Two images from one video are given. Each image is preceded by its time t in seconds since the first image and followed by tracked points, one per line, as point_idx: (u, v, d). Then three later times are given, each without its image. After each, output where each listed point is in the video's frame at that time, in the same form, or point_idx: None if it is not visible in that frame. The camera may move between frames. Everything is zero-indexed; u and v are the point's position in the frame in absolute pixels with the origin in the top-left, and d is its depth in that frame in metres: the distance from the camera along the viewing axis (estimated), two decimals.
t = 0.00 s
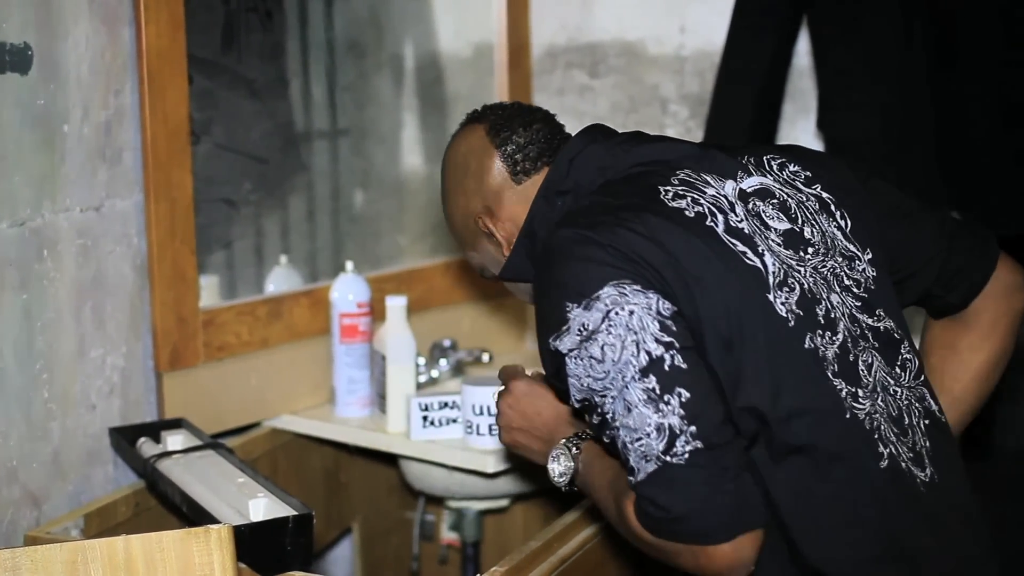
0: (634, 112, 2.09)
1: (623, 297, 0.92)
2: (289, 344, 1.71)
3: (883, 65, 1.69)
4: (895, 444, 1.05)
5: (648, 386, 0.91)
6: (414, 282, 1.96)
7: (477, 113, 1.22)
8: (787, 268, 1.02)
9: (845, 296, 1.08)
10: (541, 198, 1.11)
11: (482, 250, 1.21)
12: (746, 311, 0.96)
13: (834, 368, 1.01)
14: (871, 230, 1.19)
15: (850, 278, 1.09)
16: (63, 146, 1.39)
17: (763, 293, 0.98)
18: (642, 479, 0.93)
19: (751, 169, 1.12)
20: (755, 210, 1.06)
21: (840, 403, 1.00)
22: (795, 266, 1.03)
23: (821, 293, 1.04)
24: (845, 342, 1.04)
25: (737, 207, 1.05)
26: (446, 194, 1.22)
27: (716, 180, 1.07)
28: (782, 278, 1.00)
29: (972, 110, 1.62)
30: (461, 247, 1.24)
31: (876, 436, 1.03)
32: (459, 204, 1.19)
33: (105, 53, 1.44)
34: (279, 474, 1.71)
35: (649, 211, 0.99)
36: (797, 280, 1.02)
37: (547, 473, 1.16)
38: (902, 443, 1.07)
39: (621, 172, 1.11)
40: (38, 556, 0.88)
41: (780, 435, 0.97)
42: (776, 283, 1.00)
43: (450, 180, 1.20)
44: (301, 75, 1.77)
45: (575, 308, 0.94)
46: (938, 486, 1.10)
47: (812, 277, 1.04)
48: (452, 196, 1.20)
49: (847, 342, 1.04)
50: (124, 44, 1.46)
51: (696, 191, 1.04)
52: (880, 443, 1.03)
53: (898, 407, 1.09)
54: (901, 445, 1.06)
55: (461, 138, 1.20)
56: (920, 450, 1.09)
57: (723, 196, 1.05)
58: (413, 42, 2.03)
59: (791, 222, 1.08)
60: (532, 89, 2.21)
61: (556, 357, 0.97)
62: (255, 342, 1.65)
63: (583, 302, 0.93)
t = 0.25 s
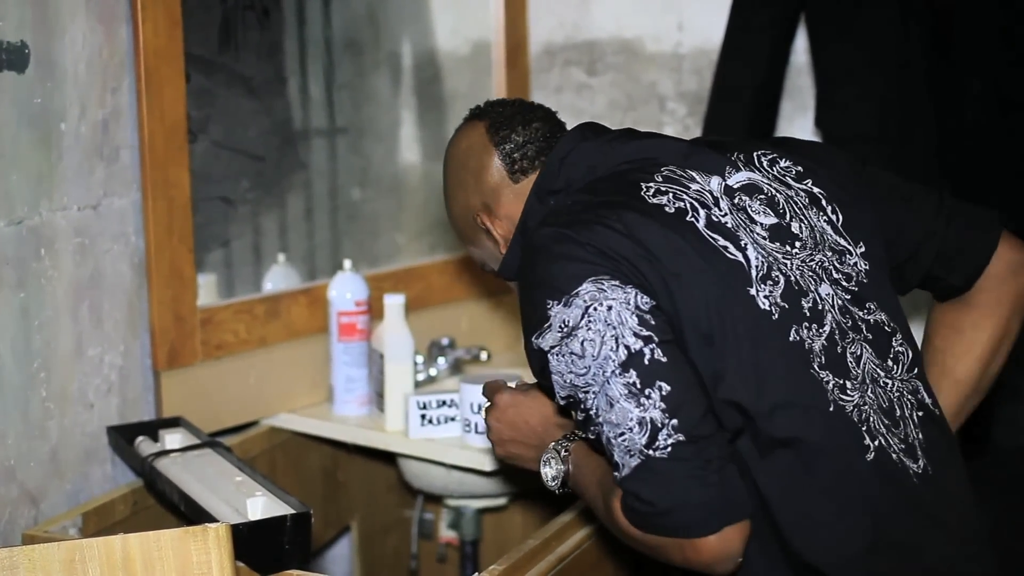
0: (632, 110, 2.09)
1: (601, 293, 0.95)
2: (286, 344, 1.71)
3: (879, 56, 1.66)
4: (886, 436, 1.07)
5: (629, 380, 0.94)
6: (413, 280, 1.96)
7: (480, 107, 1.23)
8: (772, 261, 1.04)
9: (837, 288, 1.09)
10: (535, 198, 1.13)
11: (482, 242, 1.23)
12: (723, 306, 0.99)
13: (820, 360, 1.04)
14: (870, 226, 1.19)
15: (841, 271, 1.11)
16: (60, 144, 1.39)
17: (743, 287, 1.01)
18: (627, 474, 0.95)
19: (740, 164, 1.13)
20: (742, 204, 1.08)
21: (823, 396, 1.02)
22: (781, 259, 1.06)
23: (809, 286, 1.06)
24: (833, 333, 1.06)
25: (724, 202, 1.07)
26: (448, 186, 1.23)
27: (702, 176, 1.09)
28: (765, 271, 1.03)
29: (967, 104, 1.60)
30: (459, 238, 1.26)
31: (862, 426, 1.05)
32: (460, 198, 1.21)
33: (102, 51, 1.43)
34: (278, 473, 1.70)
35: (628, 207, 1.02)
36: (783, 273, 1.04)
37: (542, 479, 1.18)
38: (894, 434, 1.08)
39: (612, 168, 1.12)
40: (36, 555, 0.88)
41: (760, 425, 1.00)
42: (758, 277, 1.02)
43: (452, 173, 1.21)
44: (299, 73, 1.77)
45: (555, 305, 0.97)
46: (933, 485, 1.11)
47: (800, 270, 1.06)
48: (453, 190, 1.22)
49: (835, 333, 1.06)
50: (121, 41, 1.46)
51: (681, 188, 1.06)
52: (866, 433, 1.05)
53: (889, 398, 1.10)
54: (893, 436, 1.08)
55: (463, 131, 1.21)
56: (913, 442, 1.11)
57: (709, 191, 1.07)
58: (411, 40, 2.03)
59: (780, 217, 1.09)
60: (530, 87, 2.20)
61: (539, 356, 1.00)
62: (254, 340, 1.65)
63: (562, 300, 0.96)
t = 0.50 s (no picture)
0: (630, 109, 2.09)
1: (586, 294, 0.95)
2: (284, 342, 1.71)
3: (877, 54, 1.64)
4: (877, 431, 1.07)
5: (614, 381, 0.94)
6: (410, 279, 1.96)
7: (471, 106, 1.24)
8: (760, 259, 1.04)
9: (826, 284, 1.09)
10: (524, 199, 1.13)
11: (471, 240, 1.23)
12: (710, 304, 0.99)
13: (809, 356, 1.04)
14: (861, 225, 1.19)
15: (830, 266, 1.11)
16: (58, 143, 1.39)
17: (728, 287, 1.01)
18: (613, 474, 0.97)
19: (726, 159, 1.13)
20: (729, 202, 1.08)
21: (812, 391, 1.02)
22: (768, 257, 1.06)
23: (797, 282, 1.06)
24: (822, 329, 1.06)
25: (710, 200, 1.07)
26: (438, 184, 1.24)
27: (688, 173, 1.09)
28: (751, 270, 1.03)
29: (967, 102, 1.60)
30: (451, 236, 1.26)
31: (851, 422, 1.05)
32: (450, 195, 1.21)
33: (100, 50, 1.43)
34: (275, 472, 1.70)
35: (614, 207, 1.02)
36: (770, 270, 1.04)
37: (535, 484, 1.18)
38: (885, 428, 1.08)
39: (600, 166, 1.12)
40: (33, 555, 0.88)
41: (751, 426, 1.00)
42: (745, 276, 1.02)
43: (443, 171, 1.22)
44: (296, 71, 1.77)
45: (541, 306, 0.97)
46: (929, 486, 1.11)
47: (788, 267, 1.06)
48: (444, 187, 1.22)
49: (824, 329, 1.06)
50: (119, 40, 1.46)
51: (667, 187, 1.06)
52: (855, 428, 1.05)
53: (880, 393, 1.10)
54: (884, 431, 1.08)
55: (454, 129, 1.22)
56: (904, 435, 1.10)
57: (695, 189, 1.07)
58: (409, 39, 2.02)
59: (767, 213, 1.09)
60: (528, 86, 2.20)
61: (528, 356, 1.01)
62: (251, 339, 1.65)
63: (548, 301, 0.97)
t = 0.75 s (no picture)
0: (626, 109, 2.09)
1: (541, 307, 0.98)
2: (280, 341, 1.71)
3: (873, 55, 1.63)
4: (863, 428, 1.07)
5: (557, 396, 0.99)
6: (406, 279, 1.95)
7: (461, 104, 1.23)
8: (742, 260, 1.05)
9: (810, 281, 1.09)
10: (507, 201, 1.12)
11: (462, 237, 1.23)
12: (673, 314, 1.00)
13: (793, 356, 1.04)
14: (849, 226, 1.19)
15: (814, 264, 1.11)
16: (54, 143, 1.39)
17: (707, 290, 1.01)
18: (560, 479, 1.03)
19: (710, 156, 1.12)
20: (712, 200, 1.08)
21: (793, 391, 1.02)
22: (751, 257, 1.06)
23: (781, 280, 1.06)
24: (806, 327, 1.06)
25: (693, 199, 1.06)
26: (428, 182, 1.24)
27: (672, 171, 1.08)
28: (732, 272, 1.03)
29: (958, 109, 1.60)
30: (442, 234, 1.26)
31: (834, 420, 1.04)
32: (441, 194, 1.21)
33: (96, 50, 1.43)
34: (271, 472, 1.70)
35: (595, 212, 1.02)
36: (752, 270, 1.05)
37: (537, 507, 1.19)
38: (871, 425, 1.08)
39: (585, 163, 1.10)
40: (28, 553, 0.88)
41: (731, 431, 1.01)
42: (725, 278, 1.03)
43: (433, 169, 1.22)
44: (292, 71, 1.77)
45: (501, 310, 1.00)
46: (924, 487, 1.11)
47: (771, 265, 1.07)
48: (434, 185, 1.22)
49: (809, 327, 1.06)
50: (115, 39, 1.46)
51: (649, 186, 1.05)
52: (839, 425, 1.05)
53: (867, 389, 1.10)
54: (870, 427, 1.08)
55: (445, 128, 1.22)
56: (891, 432, 1.10)
57: (678, 188, 1.06)
58: (405, 39, 2.02)
59: (751, 211, 1.09)
60: (524, 85, 2.20)
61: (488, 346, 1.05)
62: (247, 339, 1.64)
63: (506, 307, 1.00)
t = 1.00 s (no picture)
0: (624, 109, 2.09)
1: (485, 341, 1.03)
2: (279, 342, 1.71)
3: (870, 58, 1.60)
4: (843, 430, 1.05)
5: (499, 428, 1.05)
6: (405, 279, 1.96)
7: (449, 116, 1.27)
8: (710, 270, 1.04)
9: (788, 284, 1.08)
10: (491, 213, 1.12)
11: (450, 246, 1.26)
12: (639, 324, 1.00)
13: (767, 361, 1.02)
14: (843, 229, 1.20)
15: (791, 268, 1.10)
16: (51, 144, 1.39)
17: (670, 304, 1.01)
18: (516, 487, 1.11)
19: (685, 163, 1.12)
20: (683, 209, 1.07)
21: (763, 397, 1.01)
22: (722, 265, 1.05)
23: (754, 286, 1.05)
24: (782, 331, 1.05)
25: (661, 211, 1.06)
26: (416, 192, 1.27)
27: (642, 183, 1.08)
28: (699, 283, 1.03)
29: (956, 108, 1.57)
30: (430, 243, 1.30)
31: (810, 424, 1.02)
32: (429, 203, 1.24)
33: (94, 51, 1.43)
34: (269, 473, 1.70)
35: (560, 229, 1.01)
36: (722, 279, 1.04)
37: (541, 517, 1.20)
38: (853, 426, 1.06)
39: (563, 170, 1.11)
40: (27, 556, 0.88)
41: (702, 437, 1.00)
42: (691, 290, 1.02)
43: (422, 179, 1.25)
44: (290, 72, 1.77)
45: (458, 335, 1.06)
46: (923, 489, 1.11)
47: (744, 271, 1.06)
48: (422, 196, 1.26)
49: (785, 331, 1.05)
50: (112, 41, 1.46)
51: (616, 199, 1.05)
52: (816, 428, 1.03)
53: (849, 390, 1.08)
54: (852, 428, 1.06)
55: (433, 139, 1.25)
56: (875, 431, 1.08)
57: (646, 200, 1.06)
58: (403, 39, 2.02)
59: (725, 218, 1.09)
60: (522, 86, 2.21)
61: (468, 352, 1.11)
62: (245, 340, 1.64)
63: (461, 333, 1.06)
